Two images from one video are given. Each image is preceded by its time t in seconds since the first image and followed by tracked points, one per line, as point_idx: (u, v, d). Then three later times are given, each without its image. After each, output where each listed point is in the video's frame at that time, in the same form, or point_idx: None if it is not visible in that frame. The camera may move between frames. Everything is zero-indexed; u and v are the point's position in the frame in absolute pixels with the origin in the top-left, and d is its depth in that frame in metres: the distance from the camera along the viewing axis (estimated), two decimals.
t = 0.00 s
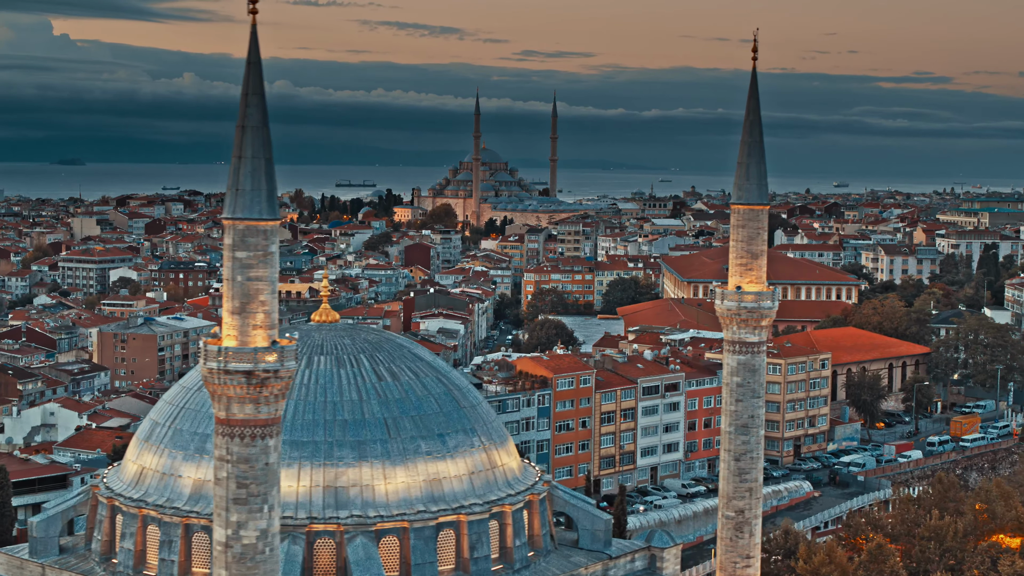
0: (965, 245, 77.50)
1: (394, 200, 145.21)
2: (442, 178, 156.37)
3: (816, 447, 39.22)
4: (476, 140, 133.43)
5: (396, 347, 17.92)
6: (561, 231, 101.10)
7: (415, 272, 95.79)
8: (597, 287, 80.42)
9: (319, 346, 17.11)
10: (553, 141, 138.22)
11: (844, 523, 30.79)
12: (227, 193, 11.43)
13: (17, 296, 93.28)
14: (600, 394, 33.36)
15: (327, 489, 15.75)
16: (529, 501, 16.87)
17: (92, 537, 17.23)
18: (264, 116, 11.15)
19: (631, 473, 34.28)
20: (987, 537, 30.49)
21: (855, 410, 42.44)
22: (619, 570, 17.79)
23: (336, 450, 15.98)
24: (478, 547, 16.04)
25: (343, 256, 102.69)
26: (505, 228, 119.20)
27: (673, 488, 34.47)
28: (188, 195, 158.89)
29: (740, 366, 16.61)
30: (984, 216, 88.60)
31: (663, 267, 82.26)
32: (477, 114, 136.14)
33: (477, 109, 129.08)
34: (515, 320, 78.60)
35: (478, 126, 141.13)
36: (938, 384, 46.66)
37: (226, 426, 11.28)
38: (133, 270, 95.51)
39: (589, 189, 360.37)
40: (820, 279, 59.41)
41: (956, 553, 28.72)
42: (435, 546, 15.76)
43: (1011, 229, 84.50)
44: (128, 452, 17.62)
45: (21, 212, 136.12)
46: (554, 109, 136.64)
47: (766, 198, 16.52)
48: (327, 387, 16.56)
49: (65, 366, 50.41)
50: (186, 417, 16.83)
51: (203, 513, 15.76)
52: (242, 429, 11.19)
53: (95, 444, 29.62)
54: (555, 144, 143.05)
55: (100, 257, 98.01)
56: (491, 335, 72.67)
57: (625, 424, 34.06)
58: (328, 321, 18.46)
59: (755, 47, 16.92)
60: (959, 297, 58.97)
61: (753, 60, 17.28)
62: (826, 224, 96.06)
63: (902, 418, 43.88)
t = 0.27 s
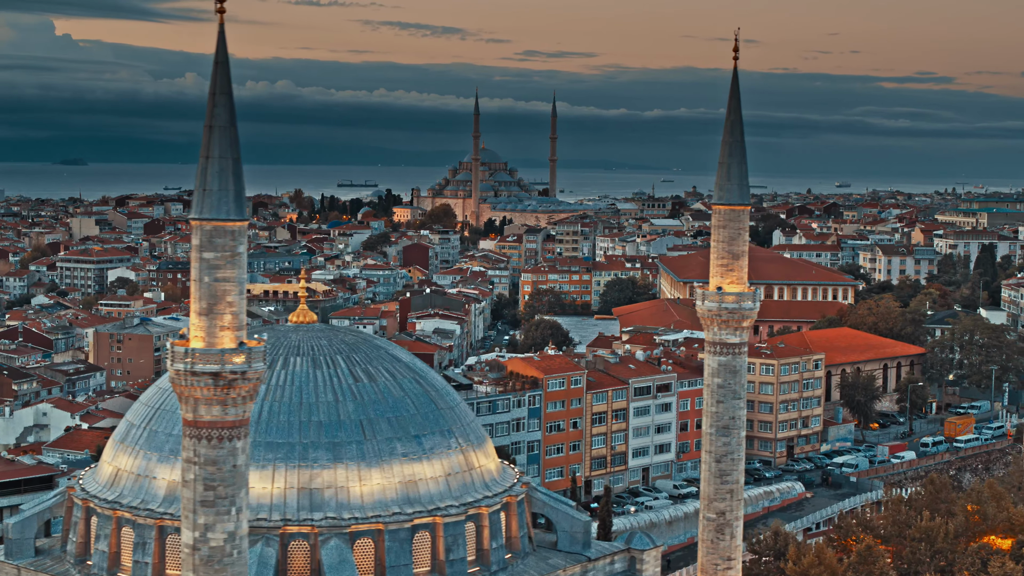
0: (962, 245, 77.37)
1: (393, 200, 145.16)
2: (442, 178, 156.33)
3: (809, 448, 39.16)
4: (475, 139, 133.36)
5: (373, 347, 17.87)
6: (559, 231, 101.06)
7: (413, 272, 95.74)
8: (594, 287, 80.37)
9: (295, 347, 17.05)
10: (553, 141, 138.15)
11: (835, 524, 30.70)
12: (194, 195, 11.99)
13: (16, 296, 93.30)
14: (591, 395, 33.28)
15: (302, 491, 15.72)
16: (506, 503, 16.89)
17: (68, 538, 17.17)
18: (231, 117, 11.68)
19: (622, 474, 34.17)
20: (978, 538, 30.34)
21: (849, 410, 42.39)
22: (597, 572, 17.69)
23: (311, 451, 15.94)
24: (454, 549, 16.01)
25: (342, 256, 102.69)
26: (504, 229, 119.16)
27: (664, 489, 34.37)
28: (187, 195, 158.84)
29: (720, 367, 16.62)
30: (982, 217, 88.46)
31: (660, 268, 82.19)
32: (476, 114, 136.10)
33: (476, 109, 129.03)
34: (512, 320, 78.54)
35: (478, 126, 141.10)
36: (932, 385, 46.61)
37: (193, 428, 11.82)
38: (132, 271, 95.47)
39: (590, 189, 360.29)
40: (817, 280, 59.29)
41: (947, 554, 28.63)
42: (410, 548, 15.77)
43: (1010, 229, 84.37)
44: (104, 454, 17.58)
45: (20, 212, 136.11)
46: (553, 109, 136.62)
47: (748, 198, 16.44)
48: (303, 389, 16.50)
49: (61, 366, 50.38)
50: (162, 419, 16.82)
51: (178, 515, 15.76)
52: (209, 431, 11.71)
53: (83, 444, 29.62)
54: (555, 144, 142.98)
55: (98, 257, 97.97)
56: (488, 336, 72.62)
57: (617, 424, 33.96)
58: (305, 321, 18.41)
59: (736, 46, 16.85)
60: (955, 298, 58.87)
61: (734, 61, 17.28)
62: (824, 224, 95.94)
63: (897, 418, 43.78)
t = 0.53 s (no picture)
0: (960, 246, 77.30)
1: (393, 200, 145.15)
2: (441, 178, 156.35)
3: (803, 448, 39.07)
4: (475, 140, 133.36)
5: (350, 349, 17.85)
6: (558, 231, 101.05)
7: (412, 272, 95.70)
8: (591, 288, 80.57)
9: (270, 348, 17.04)
10: (552, 141, 138.16)
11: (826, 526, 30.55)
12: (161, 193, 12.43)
13: (14, 296, 93.38)
14: (582, 396, 33.22)
15: (276, 492, 15.70)
16: (484, 505, 16.92)
17: (43, 539, 17.12)
18: (197, 115, 12.17)
19: (613, 475, 34.09)
20: (969, 539, 30.20)
21: (843, 411, 42.29)
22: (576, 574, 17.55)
23: (285, 452, 15.93)
24: (428, 550, 16.00)
25: (340, 257, 102.74)
26: (502, 229, 119.26)
27: (656, 490, 34.27)
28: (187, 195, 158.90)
29: (701, 369, 16.54)
30: (981, 217, 88.41)
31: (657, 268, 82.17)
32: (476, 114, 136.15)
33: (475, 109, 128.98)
34: (510, 320, 78.58)
35: (477, 126, 141.12)
36: (927, 386, 46.54)
37: (160, 429, 12.20)
38: (130, 271, 95.49)
39: (591, 189, 360.46)
40: (812, 281, 59.37)
41: (938, 555, 28.54)
42: (384, 550, 15.74)
43: (1008, 229, 84.30)
44: (80, 455, 17.55)
45: (20, 213, 136.21)
46: (553, 109, 136.60)
47: (729, 199, 16.43)
48: (278, 389, 16.50)
49: (56, 366, 50.38)
50: (137, 420, 16.77)
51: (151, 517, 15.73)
52: (176, 432, 12.08)
53: (72, 444, 29.62)
54: (554, 143, 142.98)
55: (97, 257, 98.02)
56: (486, 336, 72.61)
57: (608, 425, 33.87)
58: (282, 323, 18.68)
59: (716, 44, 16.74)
60: (951, 298, 58.80)
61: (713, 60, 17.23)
62: (822, 225, 95.92)
63: (891, 419, 43.66)
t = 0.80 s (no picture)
0: (958, 246, 77.10)
1: (392, 200, 145.07)
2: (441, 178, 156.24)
3: (795, 449, 38.95)
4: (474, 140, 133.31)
5: (323, 350, 17.87)
6: (556, 232, 100.94)
7: (410, 272, 95.59)
8: (588, 288, 80.44)
9: (242, 350, 17.07)
10: (552, 141, 138.12)
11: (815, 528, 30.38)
12: (122, 195, 13.05)
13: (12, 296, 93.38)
14: (571, 396, 33.15)
15: (245, 495, 15.75)
16: (456, 507, 16.90)
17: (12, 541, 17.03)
18: (156, 116, 12.74)
19: (604, 476, 34.04)
20: (959, 541, 30.07)
21: (836, 412, 42.18)
22: None
23: (255, 455, 15.97)
24: (398, 553, 16.03)
25: (339, 257, 102.70)
26: (501, 229, 119.19)
27: (646, 491, 34.23)
28: (187, 195, 158.87)
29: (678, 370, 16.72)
30: (979, 218, 88.24)
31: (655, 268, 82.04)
32: (475, 114, 136.09)
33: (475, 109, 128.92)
34: (507, 321, 78.51)
35: (477, 126, 141.04)
36: (921, 387, 46.42)
37: (120, 432, 12.87)
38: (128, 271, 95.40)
39: (592, 189, 360.32)
40: (807, 282, 59.25)
41: (927, 557, 28.47)
42: (354, 553, 15.77)
43: (1007, 230, 84.14)
44: (51, 457, 17.47)
45: (19, 213, 136.18)
46: (553, 110, 136.52)
47: (704, 199, 16.54)
48: (248, 392, 16.54)
49: (51, 367, 50.36)
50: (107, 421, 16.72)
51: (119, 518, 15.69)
52: (136, 436, 12.75)
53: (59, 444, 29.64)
54: (554, 144, 142.90)
55: (95, 257, 97.99)
56: (482, 337, 72.54)
57: (598, 426, 33.80)
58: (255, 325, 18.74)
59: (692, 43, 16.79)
60: (947, 299, 58.66)
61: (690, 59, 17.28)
62: (821, 226, 95.78)
63: (884, 420, 43.54)
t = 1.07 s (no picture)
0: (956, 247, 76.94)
1: (393, 200, 145.00)
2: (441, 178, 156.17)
3: (788, 450, 38.85)
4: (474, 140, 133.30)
5: (300, 350, 17.89)
6: (555, 232, 100.92)
7: (409, 272, 95.52)
8: (586, 289, 80.29)
9: (217, 350, 17.11)
10: (552, 141, 138.10)
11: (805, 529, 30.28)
12: (88, 195, 13.26)
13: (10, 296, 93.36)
14: (563, 397, 33.07)
15: (219, 496, 15.85)
16: (433, 509, 17.08)
17: None
18: (122, 117, 12.90)
19: (595, 477, 33.97)
20: (950, 542, 29.98)
21: (830, 413, 42.08)
22: None
23: (229, 457, 16.05)
24: (373, 555, 16.21)
25: (337, 257, 102.69)
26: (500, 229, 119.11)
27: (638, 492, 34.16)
28: (187, 195, 158.86)
29: (659, 372, 16.99)
30: (978, 218, 88.12)
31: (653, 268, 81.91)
32: (475, 114, 136.06)
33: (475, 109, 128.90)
34: (505, 321, 78.47)
35: (477, 126, 140.99)
36: (916, 388, 46.32)
37: (86, 434, 13.09)
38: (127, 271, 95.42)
39: (593, 189, 360.16)
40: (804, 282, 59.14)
41: (917, 558, 28.40)
42: (328, 555, 15.94)
43: (1006, 231, 84.02)
44: (26, 459, 17.47)
45: (19, 213, 136.25)
46: (553, 110, 136.47)
47: (683, 200, 16.78)
48: (223, 393, 16.59)
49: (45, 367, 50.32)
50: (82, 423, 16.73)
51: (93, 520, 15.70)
52: (101, 437, 12.99)
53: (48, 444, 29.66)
54: (554, 143, 142.87)
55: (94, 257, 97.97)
56: (480, 337, 72.46)
57: (589, 427, 33.71)
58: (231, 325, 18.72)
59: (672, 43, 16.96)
60: (943, 299, 58.58)
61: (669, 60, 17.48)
62: (820, 226, 95.67)
63: (879, 421, 43.42)
